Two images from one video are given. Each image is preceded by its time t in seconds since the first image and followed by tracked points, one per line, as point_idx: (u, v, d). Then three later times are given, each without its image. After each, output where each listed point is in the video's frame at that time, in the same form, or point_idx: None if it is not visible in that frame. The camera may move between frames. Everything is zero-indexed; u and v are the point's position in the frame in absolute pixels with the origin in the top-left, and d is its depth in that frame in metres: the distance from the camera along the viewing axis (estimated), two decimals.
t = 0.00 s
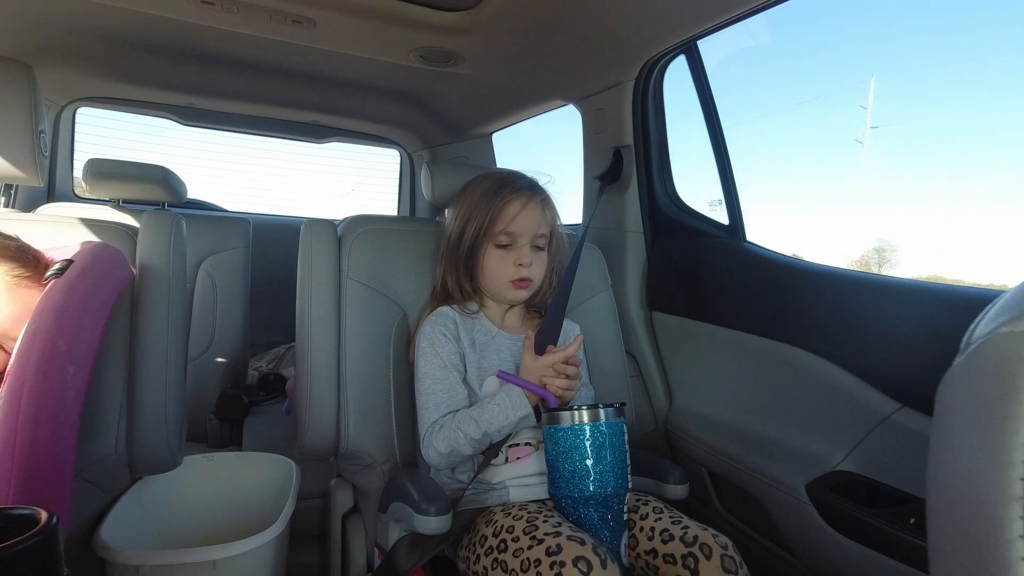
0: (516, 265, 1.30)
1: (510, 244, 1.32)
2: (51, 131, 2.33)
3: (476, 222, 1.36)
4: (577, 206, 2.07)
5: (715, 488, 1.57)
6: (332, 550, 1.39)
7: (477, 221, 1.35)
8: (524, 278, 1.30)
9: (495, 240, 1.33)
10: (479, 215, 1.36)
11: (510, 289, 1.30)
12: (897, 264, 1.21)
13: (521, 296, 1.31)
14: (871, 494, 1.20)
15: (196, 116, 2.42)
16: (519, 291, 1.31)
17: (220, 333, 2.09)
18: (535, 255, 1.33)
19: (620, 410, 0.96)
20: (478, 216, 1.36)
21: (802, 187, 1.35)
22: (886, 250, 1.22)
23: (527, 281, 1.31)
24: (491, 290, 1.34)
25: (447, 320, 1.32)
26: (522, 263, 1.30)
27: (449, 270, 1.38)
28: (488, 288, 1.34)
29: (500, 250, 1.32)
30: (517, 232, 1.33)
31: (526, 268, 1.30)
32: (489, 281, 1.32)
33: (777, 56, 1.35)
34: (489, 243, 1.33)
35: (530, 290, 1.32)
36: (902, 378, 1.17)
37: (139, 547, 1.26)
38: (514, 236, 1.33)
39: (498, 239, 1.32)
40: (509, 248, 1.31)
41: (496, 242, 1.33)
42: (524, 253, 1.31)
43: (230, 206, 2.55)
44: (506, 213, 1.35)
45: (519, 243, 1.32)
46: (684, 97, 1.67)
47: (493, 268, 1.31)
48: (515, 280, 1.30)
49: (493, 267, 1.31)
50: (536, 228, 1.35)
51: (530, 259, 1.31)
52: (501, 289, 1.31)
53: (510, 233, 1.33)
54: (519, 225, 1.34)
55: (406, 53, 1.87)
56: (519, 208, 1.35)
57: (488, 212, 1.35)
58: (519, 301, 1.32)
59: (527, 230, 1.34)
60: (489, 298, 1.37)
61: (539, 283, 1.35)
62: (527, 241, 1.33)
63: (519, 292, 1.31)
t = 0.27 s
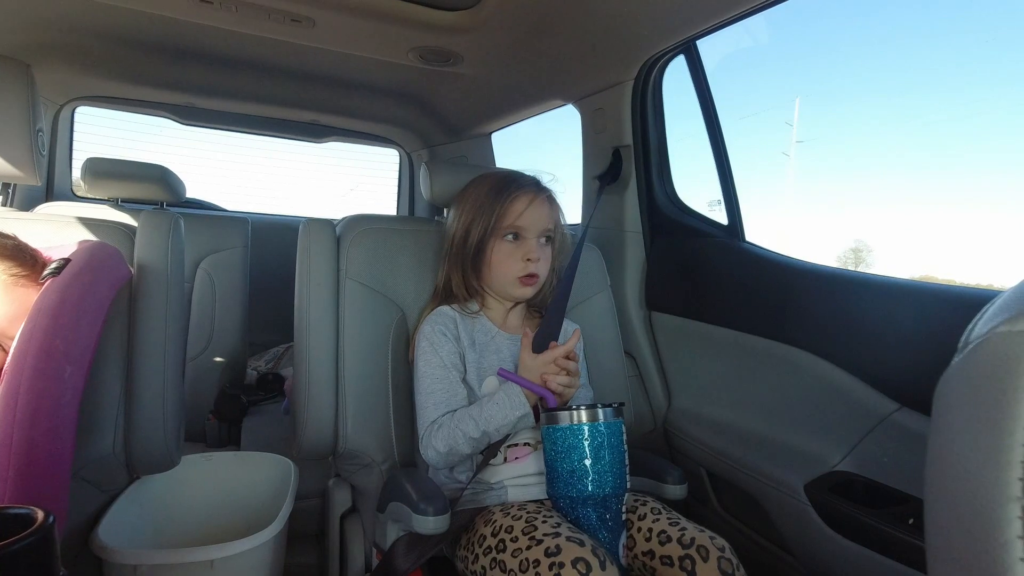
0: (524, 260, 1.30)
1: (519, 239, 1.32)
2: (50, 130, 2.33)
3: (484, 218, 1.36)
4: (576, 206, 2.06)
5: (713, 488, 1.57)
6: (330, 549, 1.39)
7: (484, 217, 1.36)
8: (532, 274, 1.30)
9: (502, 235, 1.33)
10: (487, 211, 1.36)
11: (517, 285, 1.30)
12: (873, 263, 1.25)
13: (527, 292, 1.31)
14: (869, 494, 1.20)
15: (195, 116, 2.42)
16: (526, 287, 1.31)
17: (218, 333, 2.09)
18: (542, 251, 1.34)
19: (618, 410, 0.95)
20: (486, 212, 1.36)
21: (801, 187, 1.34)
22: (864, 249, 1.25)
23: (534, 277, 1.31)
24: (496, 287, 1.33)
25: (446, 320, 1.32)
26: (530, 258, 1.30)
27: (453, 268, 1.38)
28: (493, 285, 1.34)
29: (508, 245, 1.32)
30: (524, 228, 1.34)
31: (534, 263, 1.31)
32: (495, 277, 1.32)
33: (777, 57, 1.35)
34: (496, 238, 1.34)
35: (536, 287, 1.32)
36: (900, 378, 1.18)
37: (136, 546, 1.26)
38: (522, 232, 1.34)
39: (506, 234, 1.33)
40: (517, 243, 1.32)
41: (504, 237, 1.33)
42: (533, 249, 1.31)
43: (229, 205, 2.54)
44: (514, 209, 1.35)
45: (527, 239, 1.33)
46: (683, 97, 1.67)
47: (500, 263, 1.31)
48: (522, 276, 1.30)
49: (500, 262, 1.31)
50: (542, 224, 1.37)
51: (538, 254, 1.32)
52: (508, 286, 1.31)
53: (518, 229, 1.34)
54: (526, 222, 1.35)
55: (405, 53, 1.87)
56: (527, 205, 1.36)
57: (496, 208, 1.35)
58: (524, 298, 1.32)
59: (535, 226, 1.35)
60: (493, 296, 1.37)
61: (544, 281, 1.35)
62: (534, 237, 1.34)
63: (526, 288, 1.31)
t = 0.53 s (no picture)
0: (530, 257, 1.30)
1: (524, 235, 1.32)
2: (52, 131, 2.33)
3: (488, 214, 1.35)
4: (578, 206, 2.06)
5: (717, 488, 1.57)
6: (334, 550, 1.39)
7: (489, 213, 1.35)
8: (538, 270, 1.30)
9: (508, 232, 1.33)
10: (491, 208, 1.35)
11: (523, 282, 1.30)
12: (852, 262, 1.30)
13: (532, 289, 1.31)
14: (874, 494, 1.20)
15: (197, 116, 2.42)
16: (532, 284, 1.31)
17: (221, 333, 2.09)
18: (547, 248, 1.34)
19: (619, 409, 0.96)
20: (490, 208, 1.35)
21: (805, 186, 1.34)
22: (843, 248, 1.30)
23: (540, 273, 1.31)
24: (500, 285, 1.33)
25: (446, 323, 1.32)
26: (536, 254, 1.30)
27: (456, 265, 1.37)
28: (497, 283, 1.33)
29: (514, 241, 1.32)
30: (530, 225, 1.34)
31: (540, 260, 1.31)
32: (500, 274, 1.31)
33: (780, 57, 1.35)
34: (501, 234, 1.33)
35: (541, 284, 1.33)
36: (904, 377, 1.17)
37: (140, 547, 1.26)
38: (528, 229, 1.34)
39: (512, 231, 1.33)
40: (523, 240, 1.32)
41: (509, 234, 1.33)
42: (539, 245, 1.31)
43: (231, 205, 2.54)
44: (519, 205, 1.35)
45: (532, 236, 1.33)
46: (686, 97, 1.67)
47: (506, 260, 1.31)
48: (529, 273, 1.30)
49: (506, 259, 1.31)
50: (547, 221, 1.37)
51: (544, 250, 1.32)
52: (513, 283, 1.31)
53: (523, 226, 1.34)
54: (532, 218, 1.35)
55: (408, 53, 1.87)
56: (532, 201, 1.36)
57: (501, 205, 1.35)
58: (529, 295, 1.32)
59: (540, 223, 1.35)
60: (495, 294, 1.37)
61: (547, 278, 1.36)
62: (539, 233, 1.34)
63: (531, 285, 1.30)
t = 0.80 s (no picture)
0: (526, 255, 1.30)
1: (520, 234, 1.32)
2: (49, 132, 2.33)
3: (483, 213, 1.34)
4: (575, 205, 2.06)
5: (714, 487, 1.57)
6: (331, 550, 1.39)
7: (483, 211, 1.34)
8: (534, 268, 1.31)
9: (503, 230, 1.33)
10: (486, 206, 1.35)
11: (519, 280, 1.30)
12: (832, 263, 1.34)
13: (527, 287, 1.32)
14: (870, 492, 1.20)
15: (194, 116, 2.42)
16: (527, 282, 1.31)
17: (218, 334, 2.09)
18: (541, 245, 1.34)
19: (613, 407, 0.96)
20: (485, 206, 1.35)
21: (800, 185, 1.34)
22: (823, 250, 1.34)
23: (535, 271, 1.32)
24: (495, 283, 1.33)
25: (440, 323, 1.32)
26: (532, 252, 1.31)
27: (451, 263, 1.37)
28: (492, 281, 1.33)
29: (509, 240, 1.32)
30: (525, 223, 1.34)
31: (535, 258, 1.31)
32: (496, 273, 1.32)
33: (775, 55, 1.35)
34: (496, 232, 1.33)
35: (536, 281, 1.33)
36: (900, 375, 1.17)
37: (137, 548, 1.26)
38: (523, 226, 1.34)
39: (507, 229, 1.32)
40: (518, 238, 1.32)
41: (504, 232, 1.32)
42: (534, 243, 1.32)
43: (229, 206, 2.54)
44: (513, 202, 1.35)
45: (527, 234, 1.33)
46: (682, 96, 1.67)
47: (502, 258, 1.31)
48: (525, 271, 1.30)
49: (502, 258, 1.31)
50: (541, 218, 1.37)
51: (539, 248, 1.32)
52: (509, 281, 1.31)
53: (518, 223, 1.34)
54: (526, 215, 1.34)
55: (404, 53, 1.87)
56: (526, 198, 1.36)
57: (495, 202, 1.35)
58: (525, 292, 1.33)
59: (534, 220, 1.35)
60: (490, 292, 1.37)
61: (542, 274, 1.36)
62: (534, 231, 1.34)
63: (527, 283, 1.31)
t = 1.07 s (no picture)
0: (528, 254, 1.31)
1: (521, 233, 1.33)
2: (45, 130, 2.32)
3: (484, 211, 1.34)
4: (572, 203, 2.07)
5: (711, 483, 1.58)
6: (330, 548, 1.39)
7: (485, 210, 1.34)
8: (535, 267, 1.32)
9: (505, 229, 1.33)
10: (487, 205, 1.35)
11: (521, 279, 1.31)
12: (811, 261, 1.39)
13: (528, 286, 1.33)
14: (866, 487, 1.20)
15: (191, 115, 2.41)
16: (529, 280, 1.32)
17: (216, 333, 2.09)
18: (541, 244, 1.35)
19: (610, 405, 0.96)
20: (486, 205, 1.35)
21: (797, 183, 1.35)
22: (802, 249, 1.40)
23: (536, 270, 1.33)
24: (496, 281, 1.33)
25: (438, 321, 1.32)
26: (534, 251, 1.32)
27: (451, 261, 1.37)
28: (493, 279, 1.34)
29: (511, 239, 1.32)
30: (525, 222, 1.35)
31: (536, 257, 1.32)
32: (497, 271, 1.32)
33: (772, 53, 1.36)
34: (497, 231, 1.33)
35: (536, 280, 1.34)
36: (895, 371, 1.18)
37: (137, 546, 1.26)
38: (524, 225, 1.34)
39: (509, 228, 1.33)
40: (520, 237, 1.33)
41: (506, 231, 1.33)
42: (535, 242, 1.33)
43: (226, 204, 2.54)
44: (514, 201, 1.35)
45: (528, 233, 1.34)
46: (679, 94, 1.67)
47: (504, 257, 1.31)
48: (526, 269, 1.31)
49: (504, 256, 1.31)
50: (540, 217, 1.38)
51: (540, 247, 1.33)
52: (510, 280, 1.31)
53: (519, 222, 1.34)
54: (526, 214, 1.35)
55: (401, 51, 1.87)
56: (526, 197, 1.36)
57: (496, 201, 1.35)
58: (525, 291, 1.34)
59: (534, 219, 1.36)
60: (489, 291, 1.37)
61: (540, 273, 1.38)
62: (534, 229, 1.35)
63: (529, 281, 1.32)
